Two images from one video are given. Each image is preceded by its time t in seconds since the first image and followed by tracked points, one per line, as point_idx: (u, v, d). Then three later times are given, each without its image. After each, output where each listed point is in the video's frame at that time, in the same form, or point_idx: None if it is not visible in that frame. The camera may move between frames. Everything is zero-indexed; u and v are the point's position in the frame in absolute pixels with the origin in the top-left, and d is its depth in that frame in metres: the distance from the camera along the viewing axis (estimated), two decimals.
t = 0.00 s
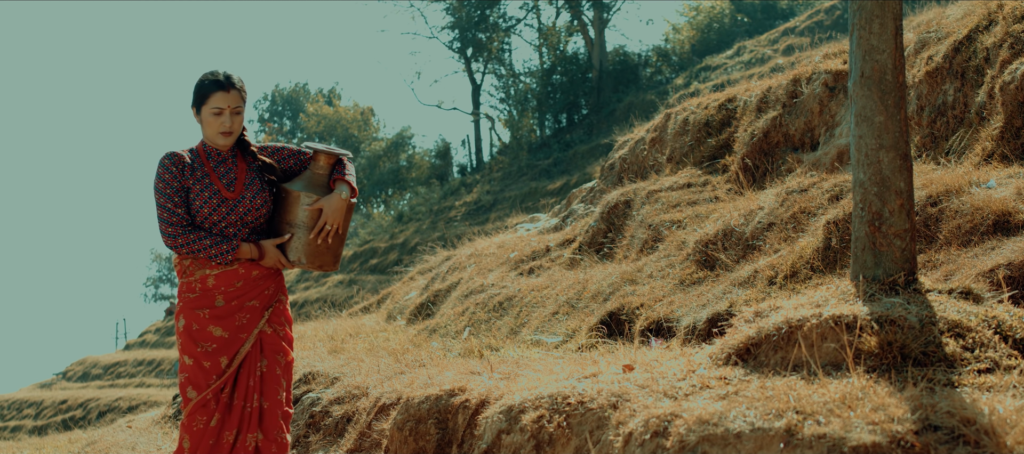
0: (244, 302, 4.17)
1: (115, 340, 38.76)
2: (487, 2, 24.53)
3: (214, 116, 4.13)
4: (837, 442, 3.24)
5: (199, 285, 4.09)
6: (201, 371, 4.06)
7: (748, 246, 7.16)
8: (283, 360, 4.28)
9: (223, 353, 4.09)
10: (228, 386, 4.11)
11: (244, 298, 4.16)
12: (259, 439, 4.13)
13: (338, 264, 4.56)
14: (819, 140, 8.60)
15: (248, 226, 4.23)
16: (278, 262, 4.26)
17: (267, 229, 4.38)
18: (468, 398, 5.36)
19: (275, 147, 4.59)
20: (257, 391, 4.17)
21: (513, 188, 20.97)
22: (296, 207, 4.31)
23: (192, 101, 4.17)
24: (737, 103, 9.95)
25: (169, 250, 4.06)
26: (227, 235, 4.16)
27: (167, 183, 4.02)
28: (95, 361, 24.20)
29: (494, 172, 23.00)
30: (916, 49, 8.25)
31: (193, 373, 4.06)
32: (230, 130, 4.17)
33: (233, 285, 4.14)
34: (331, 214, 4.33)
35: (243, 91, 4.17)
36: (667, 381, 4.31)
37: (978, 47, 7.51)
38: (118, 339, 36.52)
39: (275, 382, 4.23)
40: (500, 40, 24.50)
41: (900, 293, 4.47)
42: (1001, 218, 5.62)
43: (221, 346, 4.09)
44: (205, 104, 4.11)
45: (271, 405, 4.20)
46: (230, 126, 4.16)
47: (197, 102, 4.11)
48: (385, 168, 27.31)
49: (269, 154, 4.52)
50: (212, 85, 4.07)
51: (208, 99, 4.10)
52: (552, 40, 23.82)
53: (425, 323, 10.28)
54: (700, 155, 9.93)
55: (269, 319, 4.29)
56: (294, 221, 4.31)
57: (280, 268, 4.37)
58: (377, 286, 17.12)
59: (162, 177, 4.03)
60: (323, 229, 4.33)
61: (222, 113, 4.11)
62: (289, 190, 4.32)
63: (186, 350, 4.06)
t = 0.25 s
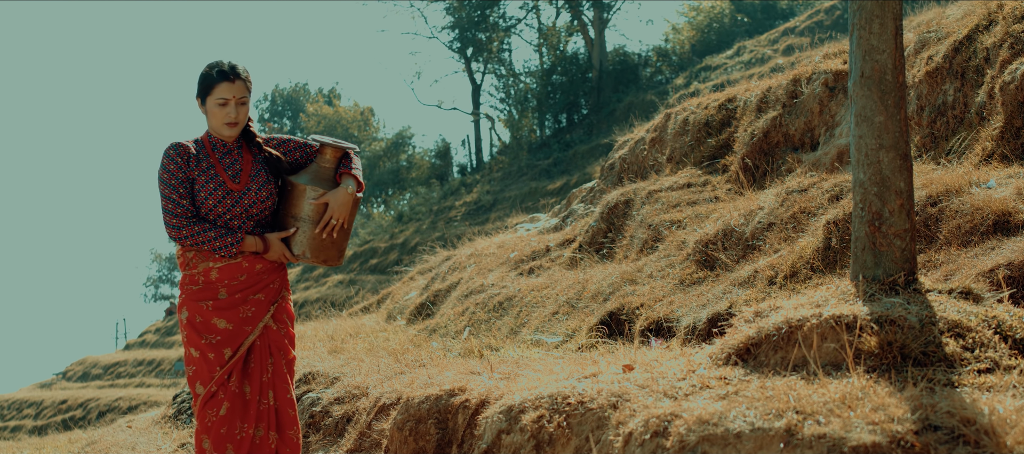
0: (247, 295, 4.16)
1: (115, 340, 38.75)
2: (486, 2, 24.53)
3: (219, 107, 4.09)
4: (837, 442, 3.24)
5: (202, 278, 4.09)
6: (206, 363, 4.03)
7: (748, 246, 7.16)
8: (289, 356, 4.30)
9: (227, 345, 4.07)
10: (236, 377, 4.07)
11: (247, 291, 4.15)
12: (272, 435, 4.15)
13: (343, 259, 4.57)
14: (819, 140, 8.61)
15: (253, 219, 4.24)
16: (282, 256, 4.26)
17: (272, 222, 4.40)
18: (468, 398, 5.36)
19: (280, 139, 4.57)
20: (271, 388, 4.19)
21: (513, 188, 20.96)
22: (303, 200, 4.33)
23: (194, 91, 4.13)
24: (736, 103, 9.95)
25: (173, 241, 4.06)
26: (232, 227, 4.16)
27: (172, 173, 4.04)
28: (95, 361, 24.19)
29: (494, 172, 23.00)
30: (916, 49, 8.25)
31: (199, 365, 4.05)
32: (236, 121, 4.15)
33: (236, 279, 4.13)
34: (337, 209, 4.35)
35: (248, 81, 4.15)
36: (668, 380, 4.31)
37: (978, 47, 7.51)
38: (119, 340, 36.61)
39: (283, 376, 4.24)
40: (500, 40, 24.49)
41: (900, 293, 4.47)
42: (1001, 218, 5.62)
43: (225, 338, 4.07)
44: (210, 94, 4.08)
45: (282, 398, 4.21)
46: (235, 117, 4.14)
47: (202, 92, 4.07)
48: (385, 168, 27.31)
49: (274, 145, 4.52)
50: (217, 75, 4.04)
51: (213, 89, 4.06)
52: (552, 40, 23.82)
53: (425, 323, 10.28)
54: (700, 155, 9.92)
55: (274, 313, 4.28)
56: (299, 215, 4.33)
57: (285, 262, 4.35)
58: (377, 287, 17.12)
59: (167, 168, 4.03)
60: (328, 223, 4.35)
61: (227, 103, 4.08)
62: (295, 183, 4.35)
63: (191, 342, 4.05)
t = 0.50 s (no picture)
0: (253, 292, 4.14)
1: (115, 339, 38.78)
2: (486, 2, 24.53)
3: (224, 102, 4.09)
4: (837, 442, 3.24)
5: (206, 274, 4.07)
6: (214, 357, 4.01)
7: (748, 246, 7.16)
8: (292, 354, 4.30)
9: (235, 338, 4.05)
10: (246, 370, 4.05)
11: (252, 288, 4.13)
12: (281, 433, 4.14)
13: (346, 258, 4.56)
14: (819, 140, 8.61)
15: (257, 216, 4.23)
16: (285, 253, 4.26)
17: (276, 219, 4.38)
18: (468, 398, 5.36)
19: (285, 136, 4.57)
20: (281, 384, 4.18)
21: (513, 188, 20.97)
22: (307, 197, 4.30)
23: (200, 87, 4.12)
24: (736, 103, 9.95)
25: (176, 238, 4.04)
26: (235, 223, 4.15)
27: (176, 168, 4.02)
28: (95, 361, 24.20)
29: (494, 172, 23.00)
30: (916, 49, 8.25)
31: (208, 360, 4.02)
32: (241, 116, 4.13)
33: (240, 275, 4.11)
34: (342, 206, 4.34)
35: (254, 76, 4.14)
36: (668, 380, 4.31)
37: (978, 47, 7.51)
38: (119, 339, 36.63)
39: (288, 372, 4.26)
40: (500, 40, 24.49)
41: (900, 293, 4.47)
42: (1001, 218, 5.62)
43: (233, 331, 4.05)
44: (216, 89, 4.07)
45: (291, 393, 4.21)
46: (240, 113, 4.12)
47: (207, 87, 4.07)
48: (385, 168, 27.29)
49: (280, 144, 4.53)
50: (222, 70, 4.03)
51: (218, 84, 4.06)
52: (552, 40, 23.82)
53: (425, 323, 10.28)
54: (700, 155, 9.93)
55: (280, 310, 4.27)
56: (303, 212, 4.30)
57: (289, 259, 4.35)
58: (377, 287, 17.12)
59: (170, 163, 4.02)
60: (332, 220, 4.33)
61: (232, 98, 4.07)
62: (299, 179, 4.33)
63: (198, 337, 4.02)
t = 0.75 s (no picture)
0: (257, 292, 4.14)
1: (115, 340, 38.80)
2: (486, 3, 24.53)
3: (229, 100, 4.06)
4: (837, 443, 3.24)
5: (210, 273, 4.06)
6: (220, 360, 4.00)
7: (748, 246, 7.16)
8: (293, 355, 4.30)
9: (240, 340, 4.04)
10: (251, 372, 4.04)
11: (257, 287, 4.13)
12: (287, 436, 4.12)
13: (351, 258, 4.56)
14: (818, 140, 8.61)
15: (262, 214, 4.21)
16: (290, 252, 4.25)
17: (281, 218, 4.36)
18: (468, 398, 5.36)
19: (290, 135, 4.56)
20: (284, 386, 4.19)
21: (513, 188, 20.97)
22: (313, 196, 4.30)
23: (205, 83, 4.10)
24: (736, 103, 9.95)
25: (180, 235, 4.02)
26: (239, 222, 4.13)
27: (180, 166, 4.00)
28: (95, 362, 24.19)
29: (494, 173, 23.00)
30: (916, 49, 8.25)
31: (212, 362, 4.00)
32: (245, 114, 4.12)
33: (245, 274, 4.10)
34: (348, 205, 4.35)
35: (259, 74, 4.11)
36: (668, 381, 4.31)
37: (978, 48, 7.51)
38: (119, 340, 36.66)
39: (289, 373, 4.26)
40: (500, 40, 24.49)
41: (900, 293, 4.47)
42: (1001, 218, 5.62)
43: (238, 333, 4.04)
44: (220, 87, 4.05)
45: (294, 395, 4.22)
46: (245, 111, 4.10)
47: (212, 85, 4.04)
48: (385, 168, 27.28)
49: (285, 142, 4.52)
50: (227, 68, 4.01)
51: (223, 82, 4.03)
52: (552, 40, 23.83)
53: (425, 324, 10.28)
54: (700, 156, 9.92)
55: (284, 310, 4.27)
56: (308, 210, 4.30)
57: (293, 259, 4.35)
58: (377, 287, 17.12)
59: (174, 162, 4.00)
60: (338, 219, 4.34)
61: (237, 96, 4.05)
62: (305, 178, 4.32)
63: (203, 339, 4.01)
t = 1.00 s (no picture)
0: (263, 295, 4.13)
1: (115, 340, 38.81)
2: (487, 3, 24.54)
3: (235, 100, 4.07)
4: (838, 443, 3.24)
5: (215, 276, 4.05)
6: (224, 369, 3.97)
7: (748, 247, 7.16)
8: (297, 359, 4.26)
9: (244, 348, 4.02)
10: (255, 383, 4.01)
11: (263, 290, 4.13)
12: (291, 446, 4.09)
13: (357, 259, 4.56)
14: (819, 141, 8.61)
15: (268, 214, 4.21)
16: (297, 252, 4.25)
17: (286, 218, 4.36)
18: (468, 399, 5.35)
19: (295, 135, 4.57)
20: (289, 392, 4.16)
21: (513, 189, 20.97)
22: (319, 196, 4.31)
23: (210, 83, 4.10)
24: (737, 104, 9.94)
25: (185, 236, 4.01)
26: (246, 222, 4.12)
27: (185, 166, 3.99)
28: (95, 362, 24.19)
29: (495, 173, 23.01)
30: (916, 50, 8.25)
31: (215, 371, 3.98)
32: (251, 114, 4.13)
33: (251, 276, 4.10)
34: (356, 204, 4.36)
35: (265, 74, 4.13)
36: (668, 382, 4.31)
37: (979, 48, 7.51)
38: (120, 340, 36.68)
39: (294, 378, 4.24)
40: (500, 41, 24.50)
41: (901, 294, 4.48)
42: (1001, 219, 5.62)
43: (242, 340, 4.02)
44: (226, 87, 4.06)
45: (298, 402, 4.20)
46: (251, 111, 4.11)
47: (218, 85, 4.05)
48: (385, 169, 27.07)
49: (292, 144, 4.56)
50: (234, 68, 4.02)
51: (229, 82, 4.04)
52: (552, 41, 23.84)
53: (425, 324, 10.28)
54: (700, 156, 9.92)
55: (289, 314, 4.26)
56: (315, 210, 4.31)
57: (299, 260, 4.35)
58: (377, 287, 17.12)
59: (179, 161, 3.99)
60: (346, 219, 4.35)
61: (243, 97, 4.06)
62: (311, 178, 4.33)
63: (207, 347, 3.99)
